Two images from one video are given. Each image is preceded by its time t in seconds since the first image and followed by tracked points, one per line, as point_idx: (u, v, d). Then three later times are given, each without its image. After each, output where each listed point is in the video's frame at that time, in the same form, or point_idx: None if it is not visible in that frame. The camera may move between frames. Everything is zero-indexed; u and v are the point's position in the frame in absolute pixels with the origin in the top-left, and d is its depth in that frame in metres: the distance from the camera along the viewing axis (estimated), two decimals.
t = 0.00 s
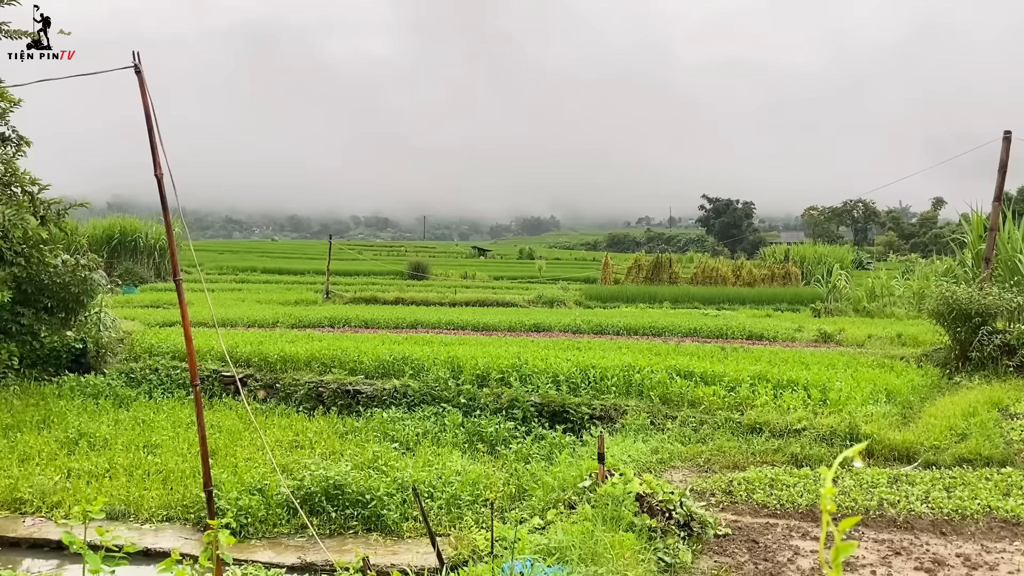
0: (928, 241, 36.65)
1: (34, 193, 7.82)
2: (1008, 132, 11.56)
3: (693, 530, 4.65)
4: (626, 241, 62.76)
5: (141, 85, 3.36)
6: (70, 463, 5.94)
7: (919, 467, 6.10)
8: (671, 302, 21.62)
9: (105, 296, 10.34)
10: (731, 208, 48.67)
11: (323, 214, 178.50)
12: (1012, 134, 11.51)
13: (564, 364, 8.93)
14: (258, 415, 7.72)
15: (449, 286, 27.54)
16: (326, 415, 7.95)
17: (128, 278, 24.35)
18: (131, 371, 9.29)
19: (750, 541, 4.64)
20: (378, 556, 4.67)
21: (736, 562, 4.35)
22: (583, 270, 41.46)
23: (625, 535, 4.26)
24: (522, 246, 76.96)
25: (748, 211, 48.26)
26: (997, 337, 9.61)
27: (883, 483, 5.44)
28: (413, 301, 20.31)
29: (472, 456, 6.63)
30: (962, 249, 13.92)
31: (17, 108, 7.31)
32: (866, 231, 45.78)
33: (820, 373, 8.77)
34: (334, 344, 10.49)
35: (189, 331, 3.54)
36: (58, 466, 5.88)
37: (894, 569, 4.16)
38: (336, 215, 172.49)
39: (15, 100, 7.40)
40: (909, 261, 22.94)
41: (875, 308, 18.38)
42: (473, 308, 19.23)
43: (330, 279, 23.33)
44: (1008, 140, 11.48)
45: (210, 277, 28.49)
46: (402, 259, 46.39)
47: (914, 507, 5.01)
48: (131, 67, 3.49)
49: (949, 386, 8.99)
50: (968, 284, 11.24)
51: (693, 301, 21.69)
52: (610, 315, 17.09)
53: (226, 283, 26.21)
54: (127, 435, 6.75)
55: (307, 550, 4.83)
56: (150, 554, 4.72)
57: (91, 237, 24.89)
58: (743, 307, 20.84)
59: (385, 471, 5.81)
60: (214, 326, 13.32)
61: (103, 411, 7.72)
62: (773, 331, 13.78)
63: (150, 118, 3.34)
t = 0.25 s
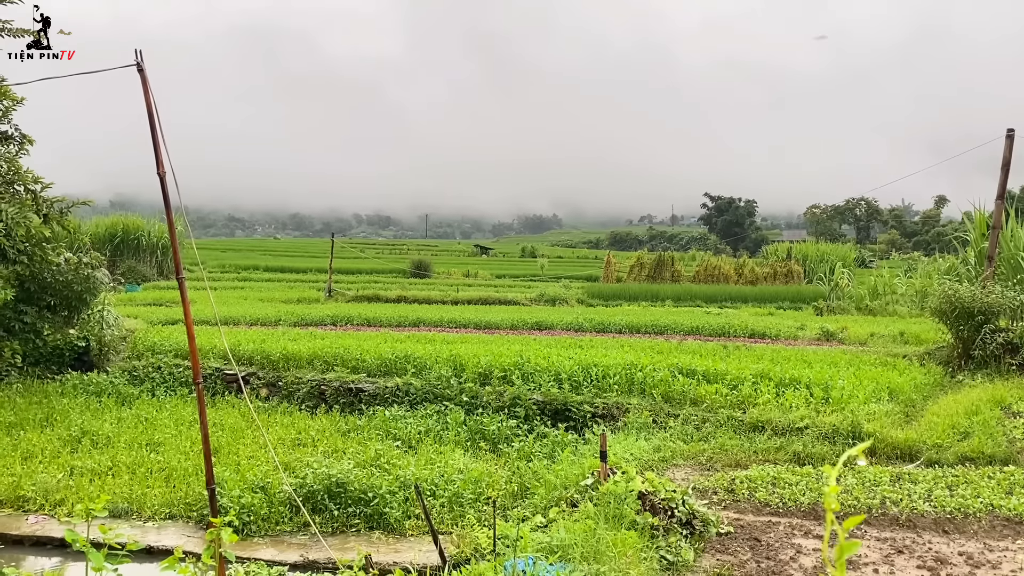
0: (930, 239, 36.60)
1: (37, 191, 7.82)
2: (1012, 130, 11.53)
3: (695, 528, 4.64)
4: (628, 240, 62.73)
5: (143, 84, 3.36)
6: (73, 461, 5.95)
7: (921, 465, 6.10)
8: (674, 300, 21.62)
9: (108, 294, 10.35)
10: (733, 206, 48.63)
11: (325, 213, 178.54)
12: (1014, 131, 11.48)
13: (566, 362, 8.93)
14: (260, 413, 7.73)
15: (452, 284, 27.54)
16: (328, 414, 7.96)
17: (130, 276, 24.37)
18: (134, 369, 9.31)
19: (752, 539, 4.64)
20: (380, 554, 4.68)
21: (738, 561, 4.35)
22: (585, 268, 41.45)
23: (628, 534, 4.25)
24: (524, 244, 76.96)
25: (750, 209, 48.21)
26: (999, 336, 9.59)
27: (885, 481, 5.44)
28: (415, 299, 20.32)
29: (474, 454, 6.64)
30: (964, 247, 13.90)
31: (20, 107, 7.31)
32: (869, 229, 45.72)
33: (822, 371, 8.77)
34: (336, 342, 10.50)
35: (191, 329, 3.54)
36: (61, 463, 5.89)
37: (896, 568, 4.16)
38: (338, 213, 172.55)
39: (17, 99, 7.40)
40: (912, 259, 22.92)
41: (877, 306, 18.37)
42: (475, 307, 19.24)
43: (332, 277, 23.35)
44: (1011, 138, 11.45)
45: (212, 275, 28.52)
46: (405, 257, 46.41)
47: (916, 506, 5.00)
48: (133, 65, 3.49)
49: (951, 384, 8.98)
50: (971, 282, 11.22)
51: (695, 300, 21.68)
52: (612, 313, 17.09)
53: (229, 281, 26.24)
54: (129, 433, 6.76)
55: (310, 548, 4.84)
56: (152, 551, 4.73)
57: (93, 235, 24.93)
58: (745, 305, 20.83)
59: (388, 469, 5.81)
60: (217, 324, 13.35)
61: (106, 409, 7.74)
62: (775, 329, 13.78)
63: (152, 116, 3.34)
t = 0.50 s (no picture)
0: (931, 238, 36.60)
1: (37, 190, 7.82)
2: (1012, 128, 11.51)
3: (696, 527, 4.64)
4: (628, 238, 62.70)
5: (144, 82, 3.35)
6: (73, 459, 5.95)
7: (922, 464, 6.10)
8: (674, 298, 21.62)
9: (109, 293, 10.34)
10: (734, 204, 48.61)
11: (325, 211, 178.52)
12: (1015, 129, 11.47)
13: (567, 360, 8.93)
14: (260, 412, 7.73)
15: (452, 283, 27.54)
16: (329, 412, 7.96)
17: (130, 274, 24.36)
18: (135, 368, 9.31)
19: (753, 537, 4.64)
20: (381, 552, 4.68)
21: (739, 559, 4.35)
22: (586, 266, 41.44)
23: (628, 532, 4.25)
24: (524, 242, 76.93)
25: (751, 207, 48.19)
26: (1000, 334, 9.58)
27: (886, 479, 5.44)
28: (416, 298, 20.31)
29: (475, 453, 6.64)
30: (965, 245, 13.89)
31: (21, 105, 7.31)
32: (869, 228, 45.69)
33: (823, 370, 8.77)
34: (336, 340, 10.49)
35: (191, 327, 3.53)
36: (62, 462, 5.90)
37: (898, 566, 4.15)
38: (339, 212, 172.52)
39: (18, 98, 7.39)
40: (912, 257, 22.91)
41: (878, 305, 18.37)
42: (476, 305, 19.24)
43: (332, 276, 23.34)
44: (1012, 136, 11.44)
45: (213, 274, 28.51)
46: (405, 256, 46.39)
47: (917, 504, 5.00)
48: (134, 63, 3.48)
49: (952, 383, 8.98)
50: (971, 281, 11.21)
51: (696, 298, 21.67)
52: (613, 311, 17.08)
53: (229, 279, 26.25)
54: (130, 432, 6.75)
55: (310, 547, 4.84)
56: (153, 550, 4.73)
57: (94, 233, 24.92)
58: (745, 304, 20.82)
59: (389, 467, 5.81)
60: (217, 323, 13.34)
61: (107, 408, 7.73)
62: (776, 327, 13.77)
63: (153, 114, 3.33)
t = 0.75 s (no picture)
0: (930, 236, 36.61)
1: (35, 188, 7.80)
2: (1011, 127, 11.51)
3: (694, 526, 4.65)
4: (627, 237, 62.69)
5: (142, 81, 3.34)
6: (72, 458, 5.95)
7: (920, 462, 6.10)
8: (673, 297, 21.62)
9: (107, 292, 10.32)
10: (733, 203, 48.62)
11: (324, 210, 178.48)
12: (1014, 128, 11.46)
13: (566, 359, 8.93)
14: (259, 411, 7.72)
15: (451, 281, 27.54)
16: (328, 411, 7.96)
17: (129, 273, 24.33)
18: (133, 367, 9.30)
19: (752, 536, 4.64)
20: (380, 551, 4.68)
21: (737, 558, 4.35)
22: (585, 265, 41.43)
23: (627, 531, 4.25)
24: (523, 241, 76.90)
25: (750, 206, 48.19)
26: (999, 333, 9.59)
27: (885, 478, 5.45)
28: (415, 297, 20.28)
29: (474, 451, 6.64)
30: (963, 244, 13.89)
31: (19, 104, 7.29)
32: (868, 227, 45.71)
33: (822, 369, 8.77)
34: (335, 339, 10.48)
35: (190, 326, 3.52)
36: (60, 461, 5.89)
37: (896, 565, 4.16)
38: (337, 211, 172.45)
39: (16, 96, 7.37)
40: (911, 256, 22.91)
41: (876, 304, 18.39)
42: (475, 304, 19.22)
43: (331, 275, 23.32)
44: (1011, 135, 11.44)
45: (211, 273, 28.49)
46: (404, 254, 46.36)
47: (916, 503, 5.00)
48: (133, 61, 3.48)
49: (950, 381, 8.99)
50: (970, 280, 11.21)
51: (695, 297, 21.66)
52: (612, 310, 17.07)
53: (228, 278, 26.21)
54: (128, 431, 6.75)
55: (309, 545, 4.84)
56: (152, 549, 4.73)
57: (92, 232, 24.89)
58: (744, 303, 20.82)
59: (387, 466, 5.81)
60: (216, 322, 13.33)
61: (105, 407, 7.72)
62: (775, 326, 13.78)
63: (151, 112, 3.33)
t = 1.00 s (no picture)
0: (926, 235, 36.69)
1: (31, 188, 7.78)
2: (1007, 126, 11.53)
3: (691, 524, 4.66)
4: (624, 236, 62.70)
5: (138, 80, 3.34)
6: (69, 458, 5.94)
7: (917, 461, 6.11)
8: (670, 296, 21.64)
9: (104, 292, 10.30)
10: (730, 202, 48.65)
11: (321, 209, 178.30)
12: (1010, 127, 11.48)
13: (563, 358, 8.93)
14: (256, 410, 7.72)
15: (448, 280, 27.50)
16: (325, 410, 7.96)
17: (126, 273, 24.29)
18: (130, 366, 9.28)
19: (749, 535, 4.64)
20: (377, 551, 4.68)
21: (734, 557, 4.35)
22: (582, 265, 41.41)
23: (625, 530, 4.25)
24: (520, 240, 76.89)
25: (747, 205, 48.23)
26: (995, 332, 9.61)
27: (882, 477, 5.46)
28: (412, 296, 20.28)
29: (471, 450, 6.64)
30: (959, 243, 13.91)
31: (15, 103, 7.27)
32: (864, 226, 45.76)
33: (819, 368, 8.78)
34: (332, 339, 10.48)
35: (186, 325, 3.51)
36: (57, 461, 5.88)
37: (893, 563, 4.16)
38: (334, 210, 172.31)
39: (12, 95, 7.36)
40: (907, 255, 22.96)
41: (873, 303, 18.43)
42: (472, 303, 19.21)
43: (328, 274, 23.30)
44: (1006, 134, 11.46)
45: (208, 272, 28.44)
46: (401, 254, 46.30)
47: (912, 502, 5.01)
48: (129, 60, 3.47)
49: (947, 380, 9.00)
50: (966, 279, 11.25)
51: (692, 296, 21.68)
52: (610, 309, 17.05)
53: (225, 277, 26.17)
54: (125, 430, 6.74)
55: (306, 545, 4.84)
56: (149, 548, 4.73)
57: (88, 232, 24.85)
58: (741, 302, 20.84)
59: (384, 465, 5.81)
60: (213, 321, 13.33)
61: (102, 406, 7.71)
62: (771, 325, 13.80)
63: (147, 112, 3.32)
